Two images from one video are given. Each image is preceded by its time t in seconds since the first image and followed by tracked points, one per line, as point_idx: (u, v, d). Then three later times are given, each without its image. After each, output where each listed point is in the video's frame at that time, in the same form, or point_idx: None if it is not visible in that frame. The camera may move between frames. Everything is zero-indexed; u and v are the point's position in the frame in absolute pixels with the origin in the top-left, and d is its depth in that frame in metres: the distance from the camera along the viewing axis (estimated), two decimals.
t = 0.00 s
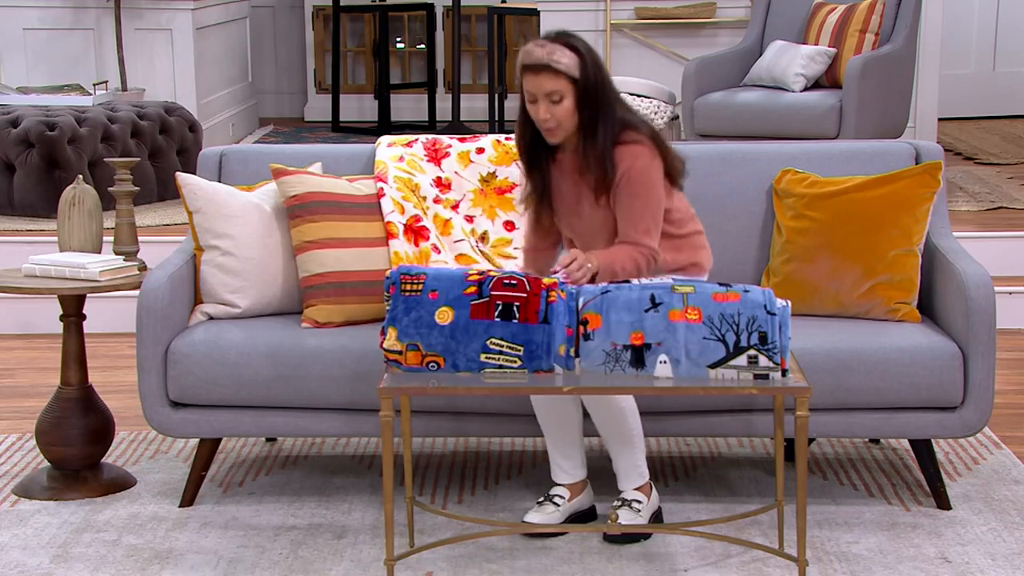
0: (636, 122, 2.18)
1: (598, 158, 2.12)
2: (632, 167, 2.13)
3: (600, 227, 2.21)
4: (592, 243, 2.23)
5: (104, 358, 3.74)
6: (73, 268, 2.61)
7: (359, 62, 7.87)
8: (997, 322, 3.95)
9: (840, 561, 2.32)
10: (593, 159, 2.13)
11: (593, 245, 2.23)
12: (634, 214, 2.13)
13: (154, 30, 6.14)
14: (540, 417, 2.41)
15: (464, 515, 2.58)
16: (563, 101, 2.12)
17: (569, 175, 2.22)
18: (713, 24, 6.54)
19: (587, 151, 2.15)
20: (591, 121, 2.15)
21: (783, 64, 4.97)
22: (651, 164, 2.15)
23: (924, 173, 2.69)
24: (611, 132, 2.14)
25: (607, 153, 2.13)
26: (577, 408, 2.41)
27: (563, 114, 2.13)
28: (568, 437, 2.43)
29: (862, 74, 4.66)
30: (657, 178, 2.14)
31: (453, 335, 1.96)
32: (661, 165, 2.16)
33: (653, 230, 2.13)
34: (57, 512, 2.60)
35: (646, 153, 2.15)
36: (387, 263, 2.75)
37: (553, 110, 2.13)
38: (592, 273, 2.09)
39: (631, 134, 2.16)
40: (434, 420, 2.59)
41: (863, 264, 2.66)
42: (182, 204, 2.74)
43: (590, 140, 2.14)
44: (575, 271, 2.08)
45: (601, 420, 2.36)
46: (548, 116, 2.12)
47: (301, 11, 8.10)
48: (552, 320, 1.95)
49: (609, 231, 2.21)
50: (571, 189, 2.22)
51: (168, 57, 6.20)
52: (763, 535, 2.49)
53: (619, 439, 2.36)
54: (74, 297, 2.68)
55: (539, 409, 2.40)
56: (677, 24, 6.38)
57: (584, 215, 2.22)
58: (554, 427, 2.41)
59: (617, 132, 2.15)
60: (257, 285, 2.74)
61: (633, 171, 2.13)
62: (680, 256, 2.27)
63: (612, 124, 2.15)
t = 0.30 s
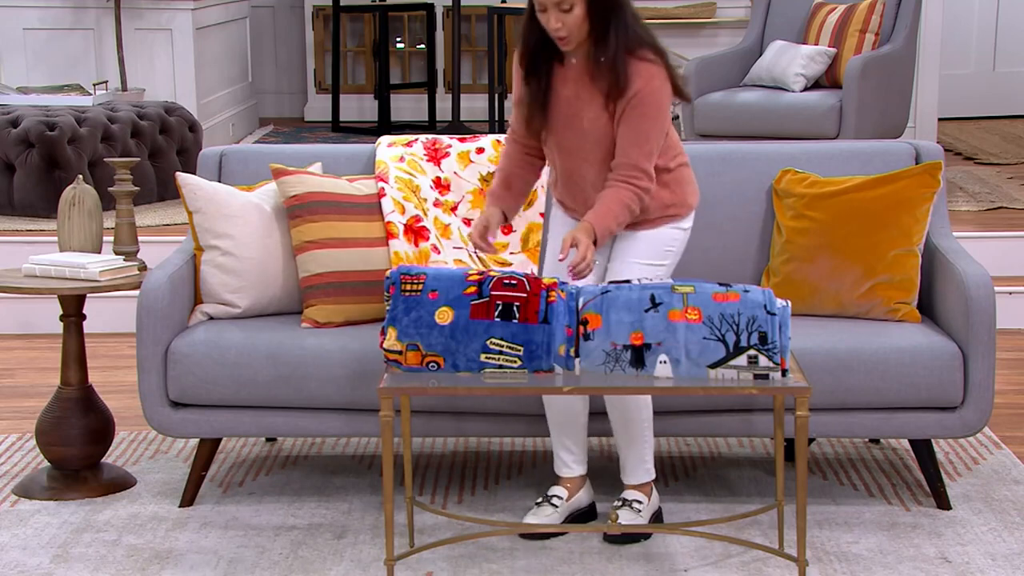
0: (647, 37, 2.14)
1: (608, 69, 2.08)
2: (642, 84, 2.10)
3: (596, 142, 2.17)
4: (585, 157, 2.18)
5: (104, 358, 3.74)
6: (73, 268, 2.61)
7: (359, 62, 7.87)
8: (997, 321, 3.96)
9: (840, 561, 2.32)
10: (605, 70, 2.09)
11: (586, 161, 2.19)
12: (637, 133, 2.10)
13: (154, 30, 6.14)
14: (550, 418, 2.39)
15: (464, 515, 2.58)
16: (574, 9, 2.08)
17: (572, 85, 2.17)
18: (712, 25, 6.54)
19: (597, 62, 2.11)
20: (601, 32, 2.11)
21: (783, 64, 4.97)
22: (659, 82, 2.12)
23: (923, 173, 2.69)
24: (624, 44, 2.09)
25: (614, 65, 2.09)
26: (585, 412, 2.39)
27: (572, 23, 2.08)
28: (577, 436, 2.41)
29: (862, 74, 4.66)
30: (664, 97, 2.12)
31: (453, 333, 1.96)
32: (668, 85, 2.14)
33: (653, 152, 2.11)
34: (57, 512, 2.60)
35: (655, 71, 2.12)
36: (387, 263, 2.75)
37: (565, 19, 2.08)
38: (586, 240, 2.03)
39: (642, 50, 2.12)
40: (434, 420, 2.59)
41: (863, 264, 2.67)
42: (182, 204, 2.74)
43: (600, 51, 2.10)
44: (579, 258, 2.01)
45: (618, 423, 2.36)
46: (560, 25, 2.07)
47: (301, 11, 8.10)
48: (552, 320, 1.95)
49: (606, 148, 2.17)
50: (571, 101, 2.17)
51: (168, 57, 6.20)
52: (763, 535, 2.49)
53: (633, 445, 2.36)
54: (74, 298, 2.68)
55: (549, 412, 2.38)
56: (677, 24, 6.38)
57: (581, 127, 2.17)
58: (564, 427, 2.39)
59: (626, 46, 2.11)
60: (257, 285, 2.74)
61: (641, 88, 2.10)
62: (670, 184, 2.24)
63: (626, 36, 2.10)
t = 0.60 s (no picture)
0: (636, 18, 2.12)
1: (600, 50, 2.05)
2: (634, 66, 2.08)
3: (586, 124, 2.13)
4: (573, 141, 2.14)
5: (104, 358, 3.74)
6: (73, 268, 2.61)
7: (359, 62, 7.88)
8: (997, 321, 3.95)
9: (840, 561, 2.32)
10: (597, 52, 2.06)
11: (574, 145, 2.15)
12: (629, 115, 2.07)
13: (154, 30, 6.14)
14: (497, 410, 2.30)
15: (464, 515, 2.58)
16: None
17: (561, 68, 2.12)
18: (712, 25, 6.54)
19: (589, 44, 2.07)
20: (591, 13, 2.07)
21: (783, 64, 4.97)
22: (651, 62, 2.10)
23: (923, 173, 2.69)
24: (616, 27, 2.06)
25: (606, 46, 2.06)
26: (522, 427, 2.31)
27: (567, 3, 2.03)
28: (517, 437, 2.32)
29: (862, 74, 4.66)
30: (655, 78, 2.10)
31: (454, 333, 1.96)
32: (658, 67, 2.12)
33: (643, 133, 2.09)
34: (57, 512, 2.60)
35: (647, 52, 2.10)
36: (387, 263, 2.75)
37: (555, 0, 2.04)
38: (578, 236, 1.98)
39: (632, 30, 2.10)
40: (434, 420, 2.59)
41: (863, 264, 2.67)
42: (182, 204, 2.74)
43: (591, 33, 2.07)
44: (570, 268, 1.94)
45: (622, 423, 2.35)
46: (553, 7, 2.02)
47: (301, 11, 8.10)
48: (552, 320, 1.95)
49: (596, 130, 2.13)
50: (560, 84, 2.12)
51: (168, 57, 6.20)
52: (763, 535, 2.49)
53: (638, 447, 2.36)
54: (73, 298, 2.68)
55: (498, 405, 2.29)
56: (677, 23, 6.38)
57: (571, 110, 2.13)
58: (506, 422, 2.30)
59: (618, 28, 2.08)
60: (257, 285, 2.74)
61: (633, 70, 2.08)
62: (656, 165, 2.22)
63: (616, 17, 2.08)
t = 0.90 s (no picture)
0: (589, 21, 2.12)
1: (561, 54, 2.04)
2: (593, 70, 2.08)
3: (545, 128, 2.11)
4: (533, 146, 2.13)
5: (104, 360, 3.73)
6: (73, 270, 2.61)
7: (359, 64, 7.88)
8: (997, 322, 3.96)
9: (841, 563, 2.32)
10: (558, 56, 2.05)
11: (533, 150, 2.13)
12: (589, 119, 2.07)
13: (154, 31, 6.14)
14: (474, 417, 2.34)
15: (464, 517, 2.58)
16: None
17: (518, 72, 2.10)
18: (712, 27, 6.54)
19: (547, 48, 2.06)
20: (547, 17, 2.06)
21: (783, 66, 4.98)
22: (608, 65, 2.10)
23: (923, 174, 2.69)
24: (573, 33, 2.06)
25: (565, 51, 2.05)
26: (504, 426, 2.34)
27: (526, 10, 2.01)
28: (499, 443, 2.36)
29: (862, 76, 4.67)
30: (613, 81, 2.10)
31: (454, 333, 1.96)
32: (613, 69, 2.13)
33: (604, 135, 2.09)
34: (58, 513, 2.60)
35: (604, 55, 2.10)
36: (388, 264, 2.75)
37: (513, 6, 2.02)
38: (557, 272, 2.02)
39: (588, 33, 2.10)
40: (434, 421, 2.59)
41: (863, 265, 2.67)
42: (182, 205, 2.74)
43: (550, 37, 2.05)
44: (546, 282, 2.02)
45: (609, 424, 2.36)
46: (507, 15, 2.00)
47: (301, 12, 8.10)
48: (553, 321, 1.95)
49: (556, 134, 2.12)
50: (518, 88, 2.10)
51: (168, 58, 6.20)
52: (764, 537, 2.49)
53: (628, 448, 2.37)
54: (74, 299, 2.68)
55: (476, 410, 2.33)
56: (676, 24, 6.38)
57: (529, 115, 2.11)
58: (480, 428, 2.34)
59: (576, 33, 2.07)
60: (257, 287, 2.74)
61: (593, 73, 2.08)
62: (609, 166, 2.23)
63: (571, 22, 2.07)
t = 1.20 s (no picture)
0: (577, 38, 2.14)
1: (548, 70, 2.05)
2: (582, 84, 2.09)
3: (538, 144, 2.12)
4: (526, 161, 2.14)
5: (114, 368, 3.76)
6: (83, 279, 2.64)
7: (366, 74, 7.91)
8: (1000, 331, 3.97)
9: (844, 570, 2.33)
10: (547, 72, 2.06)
11: (524, 165, 2.14)
12: (580, 133, 2.09)
13: (164, 43, 6.19)
14: (475, 425, 2.35)
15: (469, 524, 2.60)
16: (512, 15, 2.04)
17: (507, 90, 2.12)
18: (716, 38, 6.57)
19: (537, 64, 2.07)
20: (535, 33, 2.08)
21: (786, 77, 4.99)
22: (599, 81, 2.12)
23: (925, 184, 2.71)
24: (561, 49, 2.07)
25: (552, 68, 2.06)
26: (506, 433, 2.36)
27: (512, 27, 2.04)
28: (501, 450, 2.38)
29: (864, 87, 4.69)
30: (604, 96, 2.11)
31: (459, 340, 1.97)
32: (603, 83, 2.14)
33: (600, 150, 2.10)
34: (67, 520, 2.63)
35: (594, 70, 2.11)
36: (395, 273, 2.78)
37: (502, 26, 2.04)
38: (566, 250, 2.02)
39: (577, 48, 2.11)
40: (440, 428, 2.62)
41: (866, 274, 2.69)
42: (191, 215, 2.77)
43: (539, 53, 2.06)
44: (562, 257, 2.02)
45: (608, 431, 2.39)
46: (498, 32, 2.05)
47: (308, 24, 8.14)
48: (555, 319, 1.95)
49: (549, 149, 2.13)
50: (508, 105, 2.12)
51: (177, 68, 6.24)
52: (767, 544, 2.51)
53: (626, 455, 2.40)
54: (83, 308, 2.71)
55: (475, 418, 2.34)
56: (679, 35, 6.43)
57: (519, 131, 2.12)
58: (482, 437, 2.36)
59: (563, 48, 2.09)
60: (264, 295, 2.77)
61: (582, 88, 2.09)
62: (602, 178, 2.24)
63: (559, 38, 2.09)
